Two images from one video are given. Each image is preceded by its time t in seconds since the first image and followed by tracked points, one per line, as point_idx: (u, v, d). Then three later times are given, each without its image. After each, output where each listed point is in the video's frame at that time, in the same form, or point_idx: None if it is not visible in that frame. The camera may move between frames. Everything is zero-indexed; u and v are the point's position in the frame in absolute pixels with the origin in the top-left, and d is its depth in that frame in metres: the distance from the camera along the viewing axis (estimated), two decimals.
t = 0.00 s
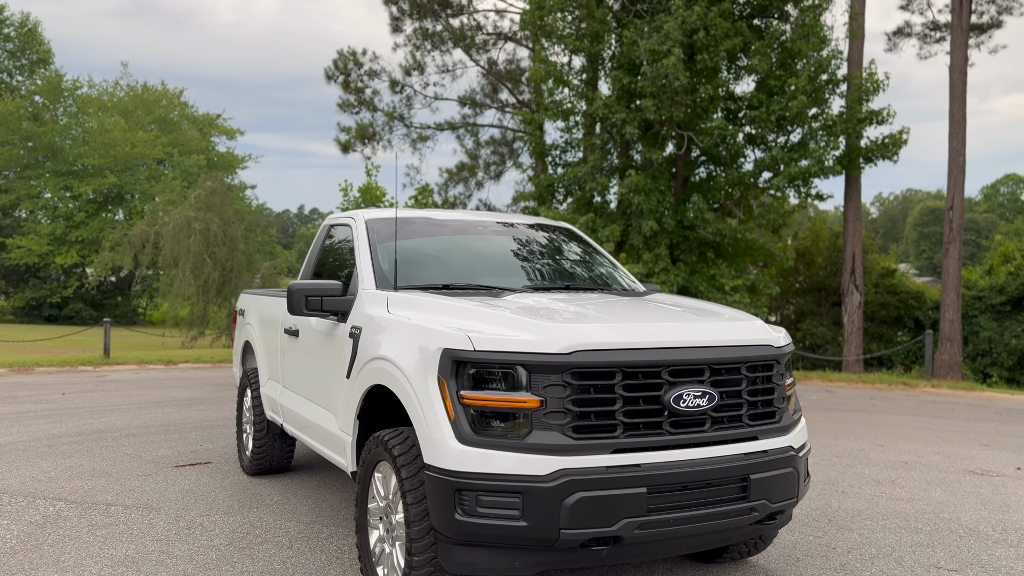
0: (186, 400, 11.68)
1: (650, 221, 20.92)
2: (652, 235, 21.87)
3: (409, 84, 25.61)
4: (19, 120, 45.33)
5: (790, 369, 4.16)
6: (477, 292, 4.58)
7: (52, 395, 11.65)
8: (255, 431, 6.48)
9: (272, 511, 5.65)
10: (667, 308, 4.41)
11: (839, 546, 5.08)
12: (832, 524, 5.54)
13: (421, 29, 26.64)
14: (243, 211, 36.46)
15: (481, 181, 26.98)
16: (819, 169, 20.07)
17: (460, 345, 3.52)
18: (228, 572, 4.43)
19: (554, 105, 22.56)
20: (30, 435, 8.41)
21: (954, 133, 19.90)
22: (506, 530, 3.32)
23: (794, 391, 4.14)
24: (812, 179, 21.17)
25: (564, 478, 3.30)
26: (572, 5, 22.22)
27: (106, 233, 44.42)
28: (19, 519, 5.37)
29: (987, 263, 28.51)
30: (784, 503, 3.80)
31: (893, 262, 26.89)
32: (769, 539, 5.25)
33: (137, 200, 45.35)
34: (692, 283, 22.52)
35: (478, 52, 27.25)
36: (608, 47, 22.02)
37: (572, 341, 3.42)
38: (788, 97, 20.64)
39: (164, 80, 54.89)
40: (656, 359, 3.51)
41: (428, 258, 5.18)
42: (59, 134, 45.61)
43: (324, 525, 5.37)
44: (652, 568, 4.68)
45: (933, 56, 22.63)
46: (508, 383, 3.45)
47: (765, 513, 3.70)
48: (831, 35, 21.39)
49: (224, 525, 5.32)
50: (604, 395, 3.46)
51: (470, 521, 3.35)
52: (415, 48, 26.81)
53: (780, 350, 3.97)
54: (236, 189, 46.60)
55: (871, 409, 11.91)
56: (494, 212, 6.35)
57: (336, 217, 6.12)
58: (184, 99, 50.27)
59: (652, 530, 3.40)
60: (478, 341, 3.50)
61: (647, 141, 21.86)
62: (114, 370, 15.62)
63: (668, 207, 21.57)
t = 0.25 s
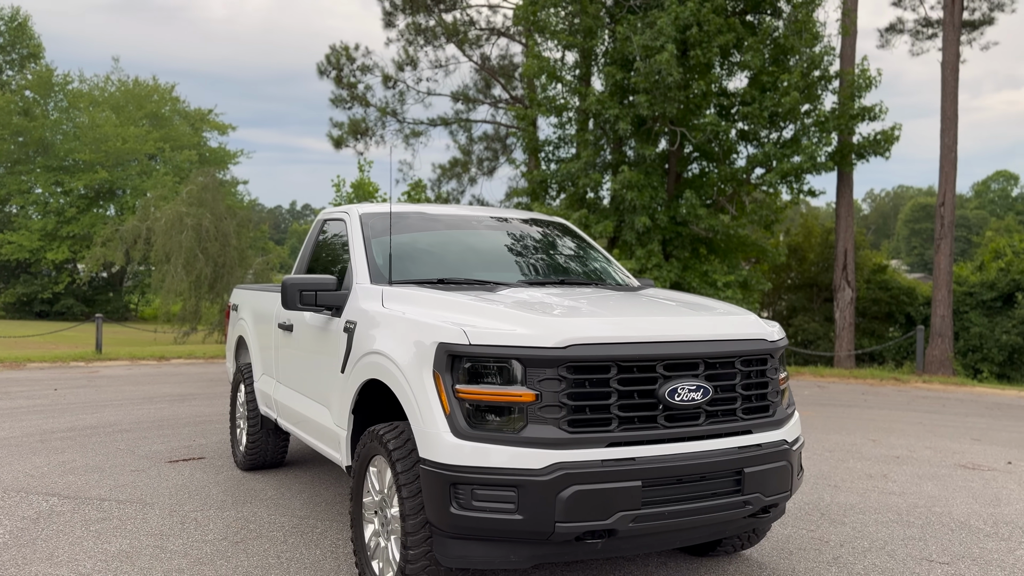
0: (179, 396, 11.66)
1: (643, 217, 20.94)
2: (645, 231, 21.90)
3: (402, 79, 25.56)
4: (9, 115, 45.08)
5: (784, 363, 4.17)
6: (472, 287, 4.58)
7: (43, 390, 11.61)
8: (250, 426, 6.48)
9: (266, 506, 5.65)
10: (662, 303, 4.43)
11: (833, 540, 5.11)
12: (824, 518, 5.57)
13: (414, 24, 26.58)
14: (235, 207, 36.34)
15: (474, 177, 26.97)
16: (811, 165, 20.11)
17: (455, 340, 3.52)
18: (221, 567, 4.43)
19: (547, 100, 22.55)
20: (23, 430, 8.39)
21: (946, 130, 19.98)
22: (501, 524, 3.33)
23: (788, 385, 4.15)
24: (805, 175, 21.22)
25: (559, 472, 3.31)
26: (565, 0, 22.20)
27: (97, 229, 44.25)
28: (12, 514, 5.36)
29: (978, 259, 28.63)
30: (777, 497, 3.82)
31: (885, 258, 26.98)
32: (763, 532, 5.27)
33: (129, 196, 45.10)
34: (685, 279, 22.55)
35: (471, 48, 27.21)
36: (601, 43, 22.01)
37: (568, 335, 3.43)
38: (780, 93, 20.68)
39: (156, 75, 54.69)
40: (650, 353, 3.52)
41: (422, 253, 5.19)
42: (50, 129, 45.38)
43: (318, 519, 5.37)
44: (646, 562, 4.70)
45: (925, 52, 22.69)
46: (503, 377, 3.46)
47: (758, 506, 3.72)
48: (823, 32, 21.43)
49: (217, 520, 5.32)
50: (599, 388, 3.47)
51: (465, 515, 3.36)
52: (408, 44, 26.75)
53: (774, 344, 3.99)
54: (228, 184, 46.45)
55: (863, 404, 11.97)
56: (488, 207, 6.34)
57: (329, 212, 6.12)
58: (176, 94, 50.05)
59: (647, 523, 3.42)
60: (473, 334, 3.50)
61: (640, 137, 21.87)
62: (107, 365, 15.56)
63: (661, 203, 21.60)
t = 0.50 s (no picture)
0: (175, 392, 11.65)
1: (640, 213, 20.93)
2: (642, 227, 21.90)
3: (398, 75, 25.53)
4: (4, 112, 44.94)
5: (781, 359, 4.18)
6: (470, 283, 4.59)
7: (40, 387, 11.59)
8: (247, 422, 6.47)
9: (263, 502, 5.64)
10: (660, 299, 4.43)
11: (829, 535, 5.13)
12: (821, 514, 5.59)
13: (410, 20, 26.53)
14: (231, 203, 36.25)
15: (471, 173, 26.95)
16: (807, 161, 20.14)
17: (453, 336, 3.52)
18: (219, 564, 4.43)
19: (543, 97, 22.52)
20: (19, 427, 8.37)
21: (942, 126, 20.02)
22: (500, 519, 3.33)
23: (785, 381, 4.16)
24: (801, 172, 21.24)
25: (557, 468, 3.32)
26: None
27: (93, 226, 44.16)
28: (9, 511, 5.35)
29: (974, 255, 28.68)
30: (774, 492, 3.83)
31: (880, 255, 27.03)
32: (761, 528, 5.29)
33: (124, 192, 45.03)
34: (681, 275, 22.57)
35: (468, 44, 27.18)
36: (597, 40, 21.99)
37: (566, 331, 3.44)
38: (777, 90, 20.69)
39: (151, 71, 54.54)
40: (648, 348, 3.53)
41: (419, 250, 5.18)
42: (45, 126, 45.26)
43: (316, 516, 5.37)
44: (644, 558, 4.71)
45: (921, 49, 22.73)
46: (501, 373, 3.46)
47: (755, 501, 3.73)
48: (819, 28, 21.44)
49: (215, 516, 5.32)
50: (597, 384, 3.48)
51: (464, 510, 3.36)
52: (405, 40, 26.71)
53: (771, 340, 4.00)
54: (224, 181, 46.38)
55: (859, 400, 12.00)
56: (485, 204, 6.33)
57: (326, 209, 6.11)
58: (171, 90, 49.93)
59: (644, 518, 3.43)
60: (471, 331, 3.50)
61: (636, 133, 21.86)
62: (103, 362, 15.54)
63: (657, 199, 21.59)
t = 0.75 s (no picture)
0: (174, 389, 11.65)
1: (639, 210, 20.91)
2: (641, 224, 21.89)
3: (397, 72, 25.49)
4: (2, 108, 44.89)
5: (779, 355, 4.18)
6: (469, 279, 4.58)
7: (39, 384, 11.58)
8: (247, 419, 6.46)
9: (263, 499, 5.65)
10: (660, 295, 4.43)
11: (828, 531, 5.13)
12: (820, 509, 5.60)
13: (409, 16, 26.47)
14: (230, 199, 36.17)
15: (470, 170, 26.93)
16: (806, 157, 20.12)
17: (453, 332, 3.52)
18: (220, 560, 4.44)
19: (542, 93, 22.49)
20: (19, 424, 8.37)
21: (941, 122, 20.02)
22: (499, 515, 3.34)
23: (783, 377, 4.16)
24: (800, 167, 21.23)
25: (557, 464, 3.32)
26: None
27: (91, 223, 44.12)
28: (9, 508, 5.35)
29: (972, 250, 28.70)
30: (774, 487, 3.84)
31: (879, 251, 27.04)
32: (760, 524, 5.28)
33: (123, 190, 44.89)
34: (680, 272, 22.56)
35: (466, 40, 27.14)
36: (596, 35, 21.95)
37: (566, 328, 3.44)
38: (776, 86, 20.68)
39: (149, 68, 54.45)
40: (648, 344, 3.53)
41: (419, 247, 5.18)
42: (43, 122, 45.20)
43: (317, 512, 5.37)
44: (642, 553, 4.74)
45: (920, 45, 22.72)
46: (501, 369, 3.46)
47: (755, 497, 3.74)
48: (818, 24, 21.42)
49: (215, 513, 5.32)
50: (596, 381, 3.48)
51: (464, 507, 3.37)
52: (403, 36, 26.66)
53: (770, 337, 4.00)
54: (222, 177, 46.32)
55: (857, 396, 12.02)
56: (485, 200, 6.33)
57: (325, 205, 6.11)
58: (169, 87, 49.83)
59: (644, 514, 3.43)
60: (470, 327, 3.50)
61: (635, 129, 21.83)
62: (102, 360, 15.54)
63: (656, 195, 21.57)
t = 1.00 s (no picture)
0: (175, 387, 11.65)
1: (639, 207, 20.90)
2: (641, 221, 21.87)
3: (397, 69, 25.47)
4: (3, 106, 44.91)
5: (780, 352, 4.17)
6: (470, 278, 4.59)
7: (40, 382, 11.59)
8: (247, 417, 6.47)
9: (264, 497, 5.65)
10: (661, 293, 4.44)
11: (829, 529, 5.13)
12: (821, 506, 5.61)
13: (409, 14, 26.45)
14: (231, 197, 36.17)
15: (470, 167, 26.92)
16: (807, 154, 20.09)
17: (453, 330, 3.52)
18: (222, 558, 4.44)
19: (542, 90, 22.48)
20: (20, 423, 8.38)
21: (942, 119, 20.00)
22: (499, 513, 3.34)
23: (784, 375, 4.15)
24: (800, 164, 21.21)
25: (557, 462, 3.32)
26: None
27: (92, 221, 44.14)
28: (10, 506, 5.36)
29: (974, 247, 28.66)
30: (774, 485, 3.84)
31: (880, 248, 27.03)
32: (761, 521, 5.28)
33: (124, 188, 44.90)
34: (681, 269, 22.55)
35: (467, 38, 27.12)
36: (596, 32, 21.92)
37: (566, 325, 3.44)
38: (776, 83, 20.66)
39: (149, 66, 54.46)
40: (648, 342, 3.53)
41: (420, 245, 5.17)
42: (43, 121, 45.22)
43: (317, 510, 5.38)
44: (642, 551, 4.74)
45: (920, 41, 22.69)
46: (502, 367, 3.46)
47: (756, 494, 3.74)
48: (819, 21, 21.39)
49: (216, 511, 5.33)
50: (596, 379, 3.48)
51: (464, 505, 3.37)
52: (403, 34, 26.64)
53: (770, 334, 4.00)
54: (223, 175, 46.31)
55: (858, 393, 12.02)
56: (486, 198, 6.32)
57: (326, 203, 6.11)
58: (169, 85, 49.81)
59: (645, 512, 3.43)
60: (471, 325, 3.50)
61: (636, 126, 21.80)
62: (103, 358, 15.56)
63: (657, 193, 21.55)
